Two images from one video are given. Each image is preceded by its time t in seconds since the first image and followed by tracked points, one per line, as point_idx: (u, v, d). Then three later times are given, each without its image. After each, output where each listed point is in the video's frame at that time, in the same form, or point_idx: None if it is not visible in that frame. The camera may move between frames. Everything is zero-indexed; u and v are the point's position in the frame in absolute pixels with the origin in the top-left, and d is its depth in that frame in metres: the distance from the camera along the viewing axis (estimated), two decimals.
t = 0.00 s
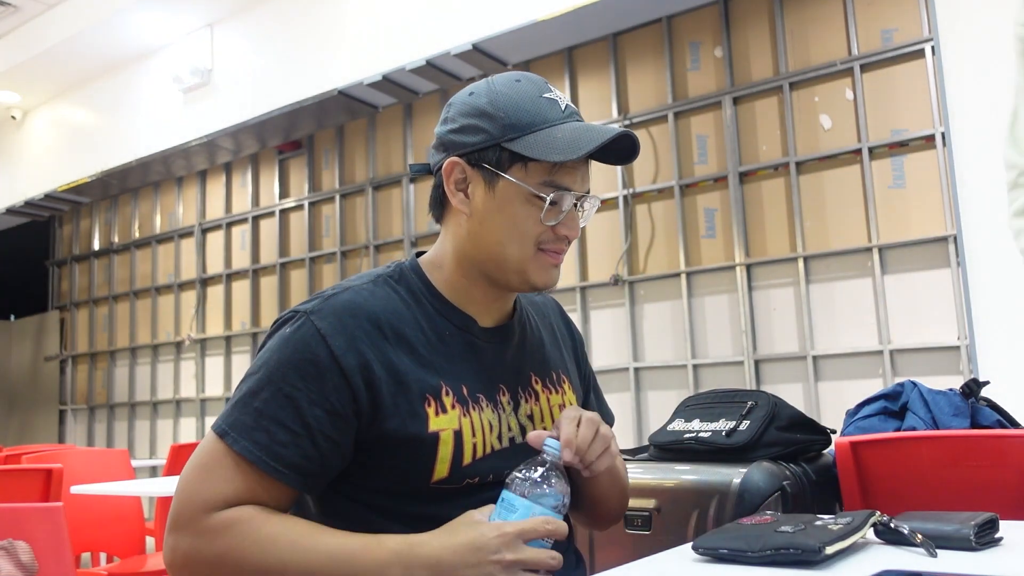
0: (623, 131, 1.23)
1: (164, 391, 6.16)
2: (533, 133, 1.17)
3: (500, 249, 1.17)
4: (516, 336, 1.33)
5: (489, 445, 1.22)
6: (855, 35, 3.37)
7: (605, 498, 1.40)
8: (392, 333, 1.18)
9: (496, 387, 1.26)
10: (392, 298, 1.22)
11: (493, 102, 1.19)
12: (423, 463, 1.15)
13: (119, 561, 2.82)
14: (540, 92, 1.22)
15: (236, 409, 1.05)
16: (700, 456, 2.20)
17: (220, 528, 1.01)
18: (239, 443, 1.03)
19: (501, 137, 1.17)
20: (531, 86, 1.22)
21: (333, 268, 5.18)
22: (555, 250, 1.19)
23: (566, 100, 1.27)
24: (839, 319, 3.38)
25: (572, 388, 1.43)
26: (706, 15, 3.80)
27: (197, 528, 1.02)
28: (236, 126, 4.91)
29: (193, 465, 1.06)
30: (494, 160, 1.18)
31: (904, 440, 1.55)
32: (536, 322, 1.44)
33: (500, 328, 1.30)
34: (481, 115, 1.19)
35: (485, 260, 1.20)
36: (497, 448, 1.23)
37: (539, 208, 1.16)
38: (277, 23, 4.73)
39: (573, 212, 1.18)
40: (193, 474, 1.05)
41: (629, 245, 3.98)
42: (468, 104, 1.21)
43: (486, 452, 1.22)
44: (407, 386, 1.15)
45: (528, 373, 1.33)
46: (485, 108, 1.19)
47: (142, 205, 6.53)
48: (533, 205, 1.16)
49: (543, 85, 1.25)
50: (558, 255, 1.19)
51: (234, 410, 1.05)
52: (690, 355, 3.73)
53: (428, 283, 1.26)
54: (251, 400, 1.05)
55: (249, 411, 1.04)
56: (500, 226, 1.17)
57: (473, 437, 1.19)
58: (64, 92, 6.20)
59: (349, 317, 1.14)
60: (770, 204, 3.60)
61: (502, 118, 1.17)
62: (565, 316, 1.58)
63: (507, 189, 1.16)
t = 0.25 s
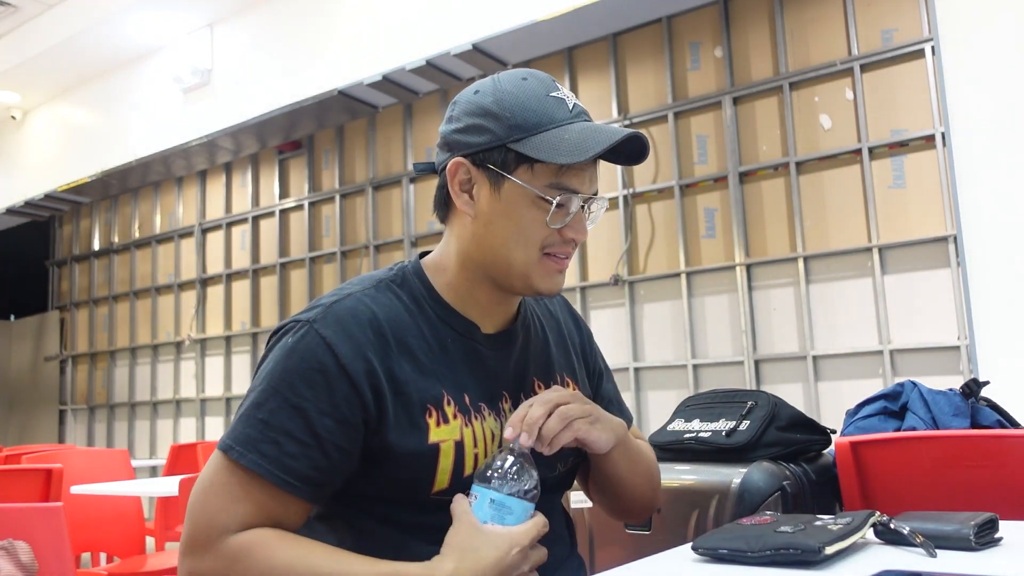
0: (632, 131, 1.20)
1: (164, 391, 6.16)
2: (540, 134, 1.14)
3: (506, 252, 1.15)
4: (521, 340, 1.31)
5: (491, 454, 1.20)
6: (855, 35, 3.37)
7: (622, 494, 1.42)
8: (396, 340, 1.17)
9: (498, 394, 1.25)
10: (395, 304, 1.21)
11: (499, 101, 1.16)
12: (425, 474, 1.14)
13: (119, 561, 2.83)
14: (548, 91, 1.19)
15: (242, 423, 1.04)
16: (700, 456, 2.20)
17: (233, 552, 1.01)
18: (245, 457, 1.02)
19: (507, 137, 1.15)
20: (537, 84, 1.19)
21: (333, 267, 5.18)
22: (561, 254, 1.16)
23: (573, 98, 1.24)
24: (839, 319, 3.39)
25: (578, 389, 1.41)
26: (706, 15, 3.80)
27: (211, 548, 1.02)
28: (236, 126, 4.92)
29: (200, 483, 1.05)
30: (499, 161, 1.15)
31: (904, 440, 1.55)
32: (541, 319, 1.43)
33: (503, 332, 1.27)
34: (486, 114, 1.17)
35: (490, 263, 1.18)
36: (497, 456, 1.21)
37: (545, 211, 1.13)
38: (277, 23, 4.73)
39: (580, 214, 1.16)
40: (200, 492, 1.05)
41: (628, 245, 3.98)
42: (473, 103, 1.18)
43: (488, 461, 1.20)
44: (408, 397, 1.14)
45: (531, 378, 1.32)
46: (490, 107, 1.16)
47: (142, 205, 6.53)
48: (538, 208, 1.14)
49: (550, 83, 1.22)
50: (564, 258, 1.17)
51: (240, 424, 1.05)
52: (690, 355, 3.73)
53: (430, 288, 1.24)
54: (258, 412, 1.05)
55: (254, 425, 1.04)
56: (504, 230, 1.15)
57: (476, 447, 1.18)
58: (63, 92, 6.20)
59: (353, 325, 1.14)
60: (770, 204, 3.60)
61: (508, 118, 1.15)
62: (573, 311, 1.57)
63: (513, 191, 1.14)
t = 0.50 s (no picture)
0: (655, 132, 1.19)
1: (164, 391, 6.16)
2: (561, 134, 1.13)
3: (526, 255, 1.15)
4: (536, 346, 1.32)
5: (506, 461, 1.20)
6: (855, 35, 3.37)
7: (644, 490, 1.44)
8: (410, 350, 1.17)
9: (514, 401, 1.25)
10: (407, 312, 1.21)
11: (519, 100, 1.15)
12: (439, 485, 1.15)
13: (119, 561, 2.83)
14: (569, 89, 1.18)
15: (260, 437, 1.03)
16: (699, 456, 2.19)
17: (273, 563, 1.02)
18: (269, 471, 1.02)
19: (527, 138, 1.14)
20: (558, 82, 1.18)
21: (333, 267, 5.18)
22: (583, 257, 1.16)
23: (594, 96, 1.23)
24: (838, 319, 3.39)
25: (592, 393, 1.41)
26: (705, 15, 3.80)
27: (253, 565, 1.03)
28: (236, 126, 4.92)
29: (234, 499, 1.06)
30: (520, 162, 1.15)
31: (903, 440, 1.55)
32: (558, 321, 1.43)
33: (519, 339, 1.28)
34: (505, 113, 1.16)
35: (509, 266, 1.18)
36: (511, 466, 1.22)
37: (566, 214, 1.13)
38: (278, 23, 4.73)
39: (602, 216, 1.16)
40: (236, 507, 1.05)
41: (628, 245, 3.98)
42: (492, 102, 1.17)
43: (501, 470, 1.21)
44: (422, 409, 1.14)
45: (546, 384, 1.32)
46: (510, 107, 1.15)
47: (142, 205, 6.53)
48: (559, 210, 1.13)
49: (571, 80, 1.20)
50: (586, 261, 1.16)
51: (258, 438, 1.04)
52: (690, 355, 3.73)
53: (445, 293, 1.25)
54: (274, 423, 1.04)
55: (272, 438, 1.03)
56: (524, 233, 1.15)
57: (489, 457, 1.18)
58: (63, 92, 6.20)
59: (368, 334, 1.13)
60: (770, 204, 3.60)
61: (527, 117, 1.14)
62: (590, 310, 1.57)
63: (533, 194, 1.14)
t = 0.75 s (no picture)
0: (680, 131, 1.09)
1: (165, 390, 6.16)
2: (587, 134, 1.03)
3: (548, 256, 1.05)
4: (557, 348, 1.21)
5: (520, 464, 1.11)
6: (855, 35, 3.37)
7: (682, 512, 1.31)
8: (435, 337, 1.07)
9: (531, 399, 1.15)
10: (430, 303, 1.10)
11: (544, 98, 1.04)
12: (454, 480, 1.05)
13: (118, 561, 2.83)
14: (595, 89, 1.07)
15: (299, 429, 0.91)
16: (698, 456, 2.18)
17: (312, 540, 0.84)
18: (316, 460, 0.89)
19: (553, 138, 1.04)
20: (584, 81, 1.07)
21: (333, 268, 5.17)
22: (604, 259, 1.06)
23: (620, 97, 1.12)
24: (838, 320, 3.39)
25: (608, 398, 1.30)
26: (705, 15, 3.81)
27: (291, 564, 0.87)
28: (236, 126, 4.91)
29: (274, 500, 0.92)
30: (544, 161, 1.04)
31: (904, 440, 1.55)
32: (577, 324, 1.32)
33: (539, 339, 1.18)
34: (530, 112, 1.05)
35: (530, 267, 1.07)
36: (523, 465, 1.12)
37: (589, 214, 1.03)
38: (278, 23, 4.73)
39: (626, 218, 1.05)
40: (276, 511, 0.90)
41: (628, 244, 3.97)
42: (517, 100, 1.06)
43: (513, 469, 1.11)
44: (444, 402, 1.05)
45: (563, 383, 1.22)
46: (534, 104, 1.04)
47: (142, 205, 6.53)
48: (582, 210, 1.03)
49: (596, 81, 1.10)
50: (607, 264, 1.06)
51: (295, 432, 0.91)
52: (690, 355, 3.73)
53: (467, 289, 1.13)
54: (315, 414, 0.91)
55: (314, 427, 0.90)
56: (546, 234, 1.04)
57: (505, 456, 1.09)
58: (63, 93, 6.21)
59: (394, 319, 1.03)
60: (770, 204, 3.59)
61: (553, 116, 1.04)
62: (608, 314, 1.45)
63: (556, 193, 1.03)
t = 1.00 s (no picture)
0: (708, 136, 1.07)
1: (165, 390, 6.16)
2: (615, 137, 1.01)
3: (573, 256, 1.03)
4: (575, 353, 1.17)
5: (541, 462, 1.05)
6: (855, 35, 3.37)
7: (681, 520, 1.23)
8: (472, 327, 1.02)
9: (549, 402, 1.10)
10: (460, 296, 1.05)
11: (575, 100, 1.03)
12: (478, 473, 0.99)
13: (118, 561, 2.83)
14: (627, 93, 1.05)
15: (360, 399, 0.81)
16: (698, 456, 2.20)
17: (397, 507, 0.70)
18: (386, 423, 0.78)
19: (581, 139, 1.02)
20: (614, 87, 1.05)
21: (333, 268, 5.17)
22: (627, 261, 1.04)
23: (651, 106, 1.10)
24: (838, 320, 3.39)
25: (620, 405, 1.25)
26: (705, 15, 3.81)
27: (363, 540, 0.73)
28: (236, 126, 4.91)
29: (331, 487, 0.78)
30: (572, 162, 1.03)
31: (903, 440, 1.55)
32: (592, 330, 1.27)
33: (558, 342, 1.13)
34: (561, 114, 1.04)
35: (555, 267, 1.05)
36: (545, 466, 1.05)
37: (614, 216, 1.02)
38: (278, 23, 4.73)
39: (651, 222, 1.04)
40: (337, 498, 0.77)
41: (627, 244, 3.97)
42: (548, 102, 1.05)
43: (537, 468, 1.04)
44: (486, 388, 0.99)
45: (579, 389, 1.16)
46: (565, 106, 1.03)
47: (142, 205, 6.53)
48: (608, 212, 1.02)
49: (627, 87, 1.08)
50: (630, 267, 1.04)
51: (353, 403, 0.81)
52: (690, 355, 3.73)
53: (495, 287, 1.09)
54: (380, 373, 0.83)
55: (376, 395, 0.81)
56: (572, 234, 1.03)
57: (531, 452, 1.03)
58: (64, 92, 6.21)
59: (436, 303, 0.98)
60: (770, 203, 3.59)
61: (583, 118, 1.02)
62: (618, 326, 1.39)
63: (583, 195, 1.02)
